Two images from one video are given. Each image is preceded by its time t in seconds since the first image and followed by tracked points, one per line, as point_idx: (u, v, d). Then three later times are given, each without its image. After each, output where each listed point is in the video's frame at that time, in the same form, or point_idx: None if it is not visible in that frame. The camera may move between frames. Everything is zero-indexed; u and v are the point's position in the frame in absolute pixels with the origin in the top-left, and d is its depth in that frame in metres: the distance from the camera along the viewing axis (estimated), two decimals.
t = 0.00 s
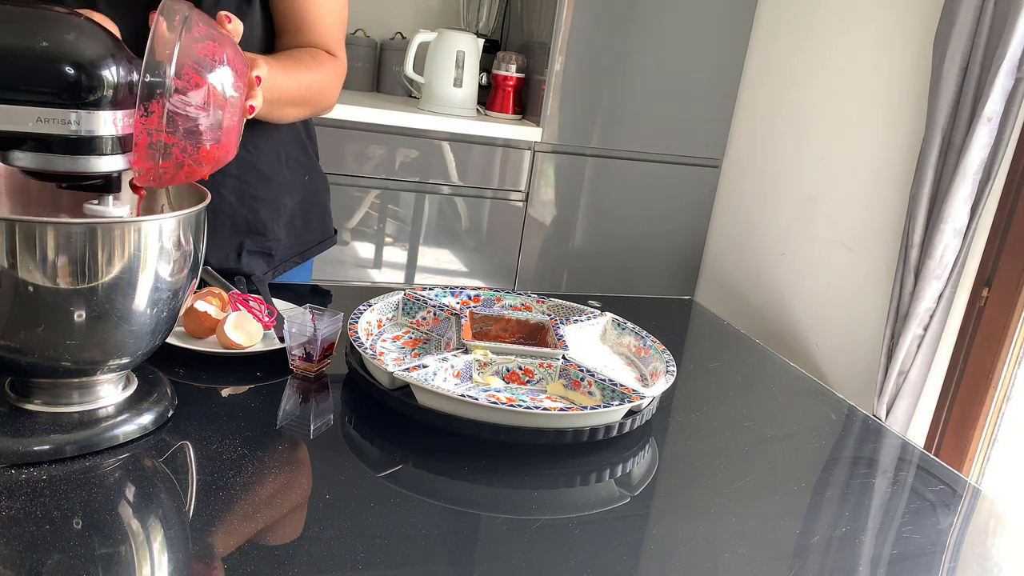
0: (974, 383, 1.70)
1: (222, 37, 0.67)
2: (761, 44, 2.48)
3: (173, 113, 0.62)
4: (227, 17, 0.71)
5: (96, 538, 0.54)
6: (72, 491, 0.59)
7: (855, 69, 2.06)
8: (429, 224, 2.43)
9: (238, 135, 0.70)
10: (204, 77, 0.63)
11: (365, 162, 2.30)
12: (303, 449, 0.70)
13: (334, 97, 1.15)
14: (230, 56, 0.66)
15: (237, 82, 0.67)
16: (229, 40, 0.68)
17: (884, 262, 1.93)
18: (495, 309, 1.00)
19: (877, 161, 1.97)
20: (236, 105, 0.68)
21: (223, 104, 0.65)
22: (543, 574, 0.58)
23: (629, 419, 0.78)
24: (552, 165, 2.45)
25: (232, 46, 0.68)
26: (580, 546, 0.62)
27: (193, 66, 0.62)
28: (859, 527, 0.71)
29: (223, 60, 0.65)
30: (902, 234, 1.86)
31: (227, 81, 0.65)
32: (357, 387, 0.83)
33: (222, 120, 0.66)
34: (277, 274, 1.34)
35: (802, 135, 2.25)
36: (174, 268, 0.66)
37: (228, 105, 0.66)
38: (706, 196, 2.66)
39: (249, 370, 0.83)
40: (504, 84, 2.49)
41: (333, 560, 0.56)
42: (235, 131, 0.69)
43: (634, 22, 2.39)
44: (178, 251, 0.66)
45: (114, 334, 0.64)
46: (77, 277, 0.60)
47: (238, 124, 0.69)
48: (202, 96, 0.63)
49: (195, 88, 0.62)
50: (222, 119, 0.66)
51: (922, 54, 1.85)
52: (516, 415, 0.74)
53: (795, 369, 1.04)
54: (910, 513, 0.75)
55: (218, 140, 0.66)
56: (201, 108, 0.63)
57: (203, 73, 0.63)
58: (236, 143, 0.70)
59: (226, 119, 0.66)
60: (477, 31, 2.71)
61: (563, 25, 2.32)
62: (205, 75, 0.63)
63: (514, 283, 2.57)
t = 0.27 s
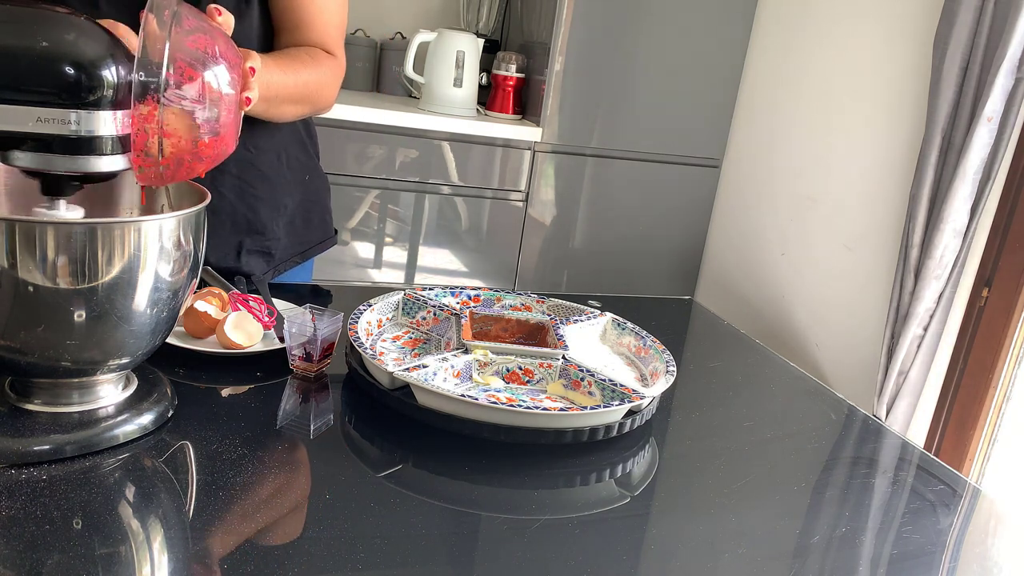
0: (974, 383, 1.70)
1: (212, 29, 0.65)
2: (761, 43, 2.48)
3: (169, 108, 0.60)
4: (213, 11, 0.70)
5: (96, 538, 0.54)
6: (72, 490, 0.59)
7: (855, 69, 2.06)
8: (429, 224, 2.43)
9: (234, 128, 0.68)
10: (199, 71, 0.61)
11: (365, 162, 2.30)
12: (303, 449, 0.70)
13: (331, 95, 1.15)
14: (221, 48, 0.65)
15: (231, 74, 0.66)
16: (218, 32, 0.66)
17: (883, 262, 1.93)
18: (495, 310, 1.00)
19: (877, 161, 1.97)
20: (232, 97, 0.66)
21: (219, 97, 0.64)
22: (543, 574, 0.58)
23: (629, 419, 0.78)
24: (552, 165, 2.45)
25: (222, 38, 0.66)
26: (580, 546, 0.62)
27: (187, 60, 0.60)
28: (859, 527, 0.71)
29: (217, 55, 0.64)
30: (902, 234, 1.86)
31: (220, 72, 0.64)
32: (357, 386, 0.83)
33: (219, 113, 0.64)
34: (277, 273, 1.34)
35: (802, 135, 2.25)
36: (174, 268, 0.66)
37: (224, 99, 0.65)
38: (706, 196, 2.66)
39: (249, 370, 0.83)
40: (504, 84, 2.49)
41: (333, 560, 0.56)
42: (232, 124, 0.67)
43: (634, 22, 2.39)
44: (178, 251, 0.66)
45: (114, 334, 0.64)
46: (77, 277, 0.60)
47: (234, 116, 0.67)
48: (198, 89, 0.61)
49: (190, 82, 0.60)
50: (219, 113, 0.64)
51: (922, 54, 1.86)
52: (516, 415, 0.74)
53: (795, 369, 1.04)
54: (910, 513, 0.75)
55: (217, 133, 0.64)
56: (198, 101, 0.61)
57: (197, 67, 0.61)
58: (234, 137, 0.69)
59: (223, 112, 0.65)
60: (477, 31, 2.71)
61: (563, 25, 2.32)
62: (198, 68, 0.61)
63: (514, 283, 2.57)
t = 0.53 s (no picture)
0: (974, 383, 1.70)
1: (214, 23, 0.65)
2: (762, 43, 2.48)
3: (172, 102, 0.60)
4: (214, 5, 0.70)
5: (96, 538, 0.54)
6: (72, 491, 0.59)
7: (855, 69, 2.06)
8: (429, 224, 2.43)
9: (235, 123, 0.68)
10: (201, 66, 0.61)
11: (365, 162, 2.30)
12: (303, 449, 0.70)
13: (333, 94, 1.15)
14: (224, 43, 0.65)
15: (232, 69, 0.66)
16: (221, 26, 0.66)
17: (883, 262, 1.93)
18: (495, 310, 1.00)
19: (877, 161, 1.97)
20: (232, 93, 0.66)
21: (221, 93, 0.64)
22: (543, 574, 0.58)
23: (629, 419, 0.78)
24: (552, 165, 2.45)
25: (225, 33, 0.66)
26: (580, 546, 0.62)
27: (190, 54, 0.60)
28: (859, 527, 0.71)
29: (218, 49, 0.64)
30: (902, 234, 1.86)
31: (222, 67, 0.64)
32: (357, 386, 0.83)
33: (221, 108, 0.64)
34: (278, 273, 1.34)
35: (802, 135, 2.25)
36: (174, 268, 0.66)
37: (224, 95, 0.65)
38: (705, 196, 2.66)
39: (249, 370, 0.83)
40: (504, 84, 2.49)
41: (333, 560, 0.56)
42: (233, 119, 0.67)
43: (635, 22, 2.39)
44: (178, 251, 0.66)
45: (114, 334, 0.64)
46: (77, 277, 0.60)
47: (235, 111, 0.68)
48: (200, 84, 0.61)
49: (193, 76, 0.60)
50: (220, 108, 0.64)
51: (922, 54, 1.85)
52: (516, 415, 0.74)
53: (795, 369, 1.04)
54: (910, 513, 0.75)
55: (218, 129, 0.65)
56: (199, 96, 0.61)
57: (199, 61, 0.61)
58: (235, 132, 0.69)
59: (223, 108, 0.65)
60: (477, 31, 2.71)
61: (563, 25, 2.32)
62: (201, 63, 0.61)
63: (514, 283, 2.57)
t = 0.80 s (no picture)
0: (974, 383, 1.70)
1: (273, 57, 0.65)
2: (762, 43, 2.48)
3: (205, 124, 0.60)
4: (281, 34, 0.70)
5: (96, 538, 0.54)
6: (72, 491, 0.59)
7: (855, 69, 2.06)
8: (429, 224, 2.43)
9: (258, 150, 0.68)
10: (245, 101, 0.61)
11: (365, 162, 2.30)
12: (303, 449, 0.70)
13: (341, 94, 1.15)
14: (276, 82, 0.65)
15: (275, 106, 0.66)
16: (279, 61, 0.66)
17: (883, 262, 1.93)
18: (495, 309, 1.00)
19: (877, 161, 1.97)
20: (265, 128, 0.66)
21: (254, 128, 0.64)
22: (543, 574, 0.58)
23: (629, 418, 0.78)
24: (552, 165, 2.45)
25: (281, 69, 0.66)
26: (580, 546, 0.62)
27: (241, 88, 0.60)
28: (859, 527, 0.71)
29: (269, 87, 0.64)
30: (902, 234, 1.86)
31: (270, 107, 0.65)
32: (357, 386, 0.83)
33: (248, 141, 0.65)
34: (277, 274, 1.33)
35: (802, 135, 2.25)
36: (174, 268, 0.66)
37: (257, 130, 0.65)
38: (705, 196, 2.66)
39: (249, 370, 0.83)
40: (504, 84, 2.49)
41: (333, 560, 0.56)
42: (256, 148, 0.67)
43: (635, 22, 2.39)
44: (178, 251, 0.66)
45: (114, 334, 0.64)
46: (77, 277, 0.60)
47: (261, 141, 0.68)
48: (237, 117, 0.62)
49: (234, 108, 0.61)
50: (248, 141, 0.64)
51: (922, 54, 1.85)
52: (516, 415, 0.74)
53: (794, 369, 1.04)
54: (910, 513, 0.75)
55: (238, 158, 0.65)
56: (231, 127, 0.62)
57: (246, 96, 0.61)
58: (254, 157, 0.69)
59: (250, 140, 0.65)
60: (477, 31, 2.71)
61: (563, 25, 2.32)
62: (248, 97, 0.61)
63: (514, 283, 2.57)
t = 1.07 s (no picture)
0: (974, 383, 1.70)
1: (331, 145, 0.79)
2: (762, 43, 2.48)
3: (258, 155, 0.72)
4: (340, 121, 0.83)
5: (96, 538, 0.54)
6: (72, 491, 0.59)
7: (855, 69, 2.06)
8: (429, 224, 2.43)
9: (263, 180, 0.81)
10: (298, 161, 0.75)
11: (365, 162, 2.30)
12: (304, 449, 0.70)
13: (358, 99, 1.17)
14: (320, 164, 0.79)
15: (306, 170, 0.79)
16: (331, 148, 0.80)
17: (883, 261, 1.93)
18: (495, 309, 1.00)
19: (877, 161, 1.97)
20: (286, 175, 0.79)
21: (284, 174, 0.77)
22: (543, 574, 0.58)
23: (629, 418, 0.78)
24: (552, 165, 2.45)
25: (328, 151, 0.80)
26: (581, 546, 0.62)
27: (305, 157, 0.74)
28: (859, 527, 0.71)
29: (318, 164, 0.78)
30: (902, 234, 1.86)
31: (323, 137, 0.73)
32: (357, 387, 0.83)
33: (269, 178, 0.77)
34: (272, 274, 1.35)
35: (802, 135, 2.25)
36: (174, 268, 0.66)
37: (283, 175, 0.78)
38: (705, 196, 2.66)
39: (249, 371, 0.83)
40: (504, 84, 2.49)
41: (333, 560, 0.56)
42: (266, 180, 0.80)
43: (635, 22, 2.39)
44: (178, 251, 0.66)
45: (114, 334, 0.64)
46: (77, 277, 0.60)
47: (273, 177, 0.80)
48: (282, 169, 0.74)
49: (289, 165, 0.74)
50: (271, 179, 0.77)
51: (922, 54, 1.85)
52: (516, 415, 0.74)
53: (794, 369, 1.04)
54: (910, 513, 0.75)
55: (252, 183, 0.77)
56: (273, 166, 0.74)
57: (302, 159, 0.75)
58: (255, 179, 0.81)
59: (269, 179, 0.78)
60: (477, 31, 2.71)
61: (563, 25, 2.32)
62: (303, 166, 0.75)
63: (514, 283, 2.57)
